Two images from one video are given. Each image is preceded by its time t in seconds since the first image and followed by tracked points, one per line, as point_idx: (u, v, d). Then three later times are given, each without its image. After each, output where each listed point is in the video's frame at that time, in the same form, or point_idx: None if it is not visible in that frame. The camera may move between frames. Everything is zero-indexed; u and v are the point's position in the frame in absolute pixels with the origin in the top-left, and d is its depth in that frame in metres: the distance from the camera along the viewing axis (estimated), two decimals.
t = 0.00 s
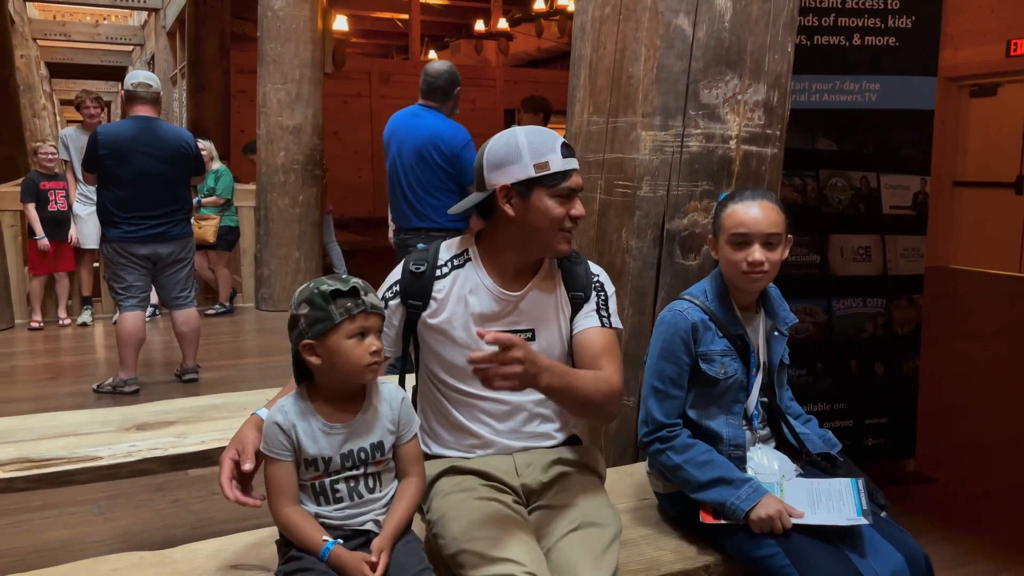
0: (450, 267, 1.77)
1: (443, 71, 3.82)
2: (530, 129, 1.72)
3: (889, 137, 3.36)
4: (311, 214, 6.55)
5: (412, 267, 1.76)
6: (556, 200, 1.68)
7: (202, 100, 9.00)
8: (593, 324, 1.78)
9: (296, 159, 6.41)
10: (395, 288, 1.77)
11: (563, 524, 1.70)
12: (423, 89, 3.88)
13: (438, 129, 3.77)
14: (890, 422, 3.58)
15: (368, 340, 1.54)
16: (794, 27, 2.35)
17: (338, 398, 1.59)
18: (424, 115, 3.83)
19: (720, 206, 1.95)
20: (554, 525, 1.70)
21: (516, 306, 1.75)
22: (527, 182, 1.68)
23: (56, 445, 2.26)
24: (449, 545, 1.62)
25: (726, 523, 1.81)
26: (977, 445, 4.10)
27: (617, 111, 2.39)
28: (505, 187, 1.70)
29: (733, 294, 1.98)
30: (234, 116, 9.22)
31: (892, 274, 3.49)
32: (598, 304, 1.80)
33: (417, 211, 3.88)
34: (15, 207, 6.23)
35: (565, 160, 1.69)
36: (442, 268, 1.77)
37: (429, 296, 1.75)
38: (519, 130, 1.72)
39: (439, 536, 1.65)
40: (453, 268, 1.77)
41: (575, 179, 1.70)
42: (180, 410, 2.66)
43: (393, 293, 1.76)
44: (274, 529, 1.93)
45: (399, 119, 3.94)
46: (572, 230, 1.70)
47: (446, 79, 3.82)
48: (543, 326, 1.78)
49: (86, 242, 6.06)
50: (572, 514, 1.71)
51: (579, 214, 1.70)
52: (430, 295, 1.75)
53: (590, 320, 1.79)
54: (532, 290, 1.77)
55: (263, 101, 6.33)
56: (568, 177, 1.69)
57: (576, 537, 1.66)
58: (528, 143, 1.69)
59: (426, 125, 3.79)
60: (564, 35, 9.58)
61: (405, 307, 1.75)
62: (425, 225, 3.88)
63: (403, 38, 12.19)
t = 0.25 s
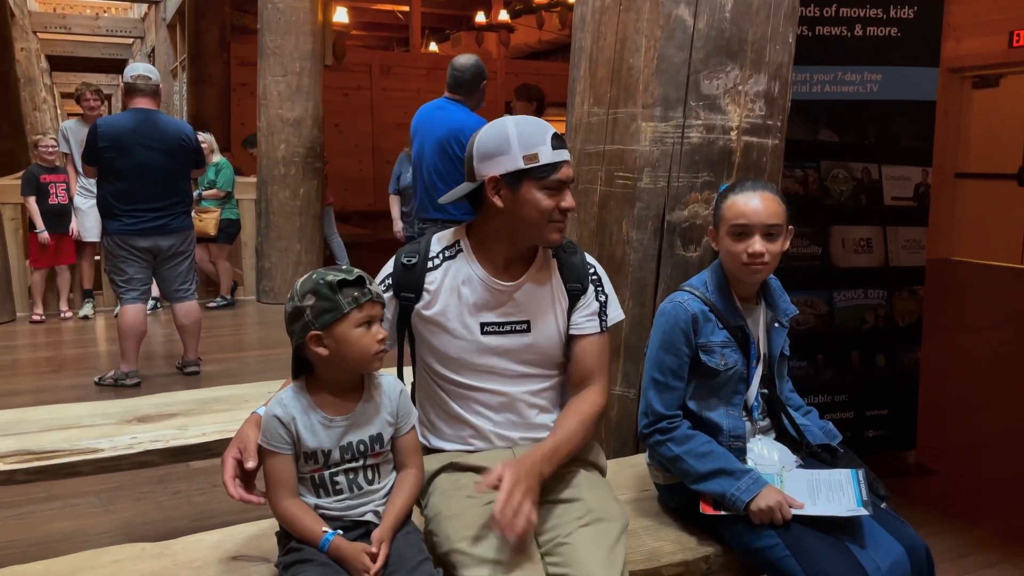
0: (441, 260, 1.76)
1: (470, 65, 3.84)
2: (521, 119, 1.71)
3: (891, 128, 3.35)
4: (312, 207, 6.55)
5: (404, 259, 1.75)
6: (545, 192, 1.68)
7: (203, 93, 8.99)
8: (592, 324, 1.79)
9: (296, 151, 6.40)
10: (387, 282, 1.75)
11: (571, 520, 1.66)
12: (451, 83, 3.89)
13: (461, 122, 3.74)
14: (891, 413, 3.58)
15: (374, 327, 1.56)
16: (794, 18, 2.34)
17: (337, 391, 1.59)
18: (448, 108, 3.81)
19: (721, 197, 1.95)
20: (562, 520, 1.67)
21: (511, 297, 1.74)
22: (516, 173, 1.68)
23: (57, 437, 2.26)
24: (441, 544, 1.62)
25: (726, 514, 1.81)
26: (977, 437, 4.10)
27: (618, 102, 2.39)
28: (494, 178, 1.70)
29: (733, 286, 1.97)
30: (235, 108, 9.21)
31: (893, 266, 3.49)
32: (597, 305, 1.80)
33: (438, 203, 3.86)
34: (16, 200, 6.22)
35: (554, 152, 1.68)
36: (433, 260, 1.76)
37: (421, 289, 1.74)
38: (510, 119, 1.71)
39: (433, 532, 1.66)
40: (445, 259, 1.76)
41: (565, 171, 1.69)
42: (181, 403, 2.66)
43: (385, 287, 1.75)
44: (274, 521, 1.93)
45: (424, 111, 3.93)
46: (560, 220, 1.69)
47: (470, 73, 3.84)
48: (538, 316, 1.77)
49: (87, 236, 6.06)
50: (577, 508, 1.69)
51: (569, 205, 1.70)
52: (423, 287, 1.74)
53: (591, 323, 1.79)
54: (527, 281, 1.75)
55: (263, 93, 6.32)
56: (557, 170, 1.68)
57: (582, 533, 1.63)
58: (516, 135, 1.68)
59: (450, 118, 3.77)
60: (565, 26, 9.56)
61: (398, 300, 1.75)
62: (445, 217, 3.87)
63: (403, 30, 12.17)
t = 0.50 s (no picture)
0: (436, 251, 1.76)
1: (493, 59, 3.84)
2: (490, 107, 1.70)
3: (892, 118, 3.34)
4: (312, 199, 6.53)
5: (400, 252, 1.74)
6: (505, 179, 1.64)
7: (202, 85, 8.97)
8: (591, 316, 1.80)
9: (297, 143, 6.39)
10: (383, 275, 1.75)
11: (575, 510, 1.66)
12: (474, 77, 3.90)
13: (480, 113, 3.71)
14: (892, 404, 3.58)
15: (370, 318, 1.55)
16: (796, 6, 2.33)
17: (337, 381, 1.59)
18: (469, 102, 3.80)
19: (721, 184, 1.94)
20: (566, 510, 1.67)
21: (503, 288, 1.73)
22: (478, 161, 1.67)
23: (58, 428, 2.27)
24: (439, 534, 1.62)
25: (725, 502, 1.81)
26: (978, 426, 4.10)
27: (618, 92, 2.38)
28: (461, 168, 1.70)
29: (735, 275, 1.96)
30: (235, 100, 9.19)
31: (894, 256, 3.48)
32: (598, 296, 1.81)
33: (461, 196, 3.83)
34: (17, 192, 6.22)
35: (511, 137, 1.63)
36: (428, 252, 1.75)
37: (417, 281, 1.73)
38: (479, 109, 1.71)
39: (431, 524, 1.66)
40: (440, 251, 1.76)
41: (525, 156, 1.64)
42: (181, 393, 2.67)
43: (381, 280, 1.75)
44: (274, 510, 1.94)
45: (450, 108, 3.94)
46: (527, 209, 1.64)
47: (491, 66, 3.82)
48: (537, 307, 1.77)
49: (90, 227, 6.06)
50: (581, 499, 1.69)
51: (532, 191, 1.63)
52: (419, 279, 1.74)
53: (590, 315, 1.80)
54: (522, 273, 1.75)
55: (264, 84, 6.31)
56: (513, 154, 1.63)
57: (587, 523, 1.63)
58: (481, 122, 1.66)
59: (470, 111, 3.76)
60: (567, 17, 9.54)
61: (393, 292, 1.73)
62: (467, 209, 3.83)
63: (404, 21, 12.14)
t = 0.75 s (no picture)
0: (424, 247, 1.77)
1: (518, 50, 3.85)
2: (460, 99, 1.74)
3: (894, 108, 3.32)
4: (313, 191, 6.52)
5: (390, 249, 1.76)
6: (469, 165, 1.67)
7: (203, 76, 8.95)
8: (586, 305, 1.79)
9: (297, 134, 6.37)
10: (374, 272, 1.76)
11: (578, 501, 1.67)
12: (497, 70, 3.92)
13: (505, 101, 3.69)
14: (893, 394, 3.58)
15: (368, 310, 1.55)
16: None
17: (336, 372, 1.59)
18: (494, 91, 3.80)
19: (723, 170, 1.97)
20: (569, 500, 1.67)
21: (491, 277, 1.73)
22: (446, 151, 1.71)
23: (59, 419, 2.27)
24: (440, 522, 1.62)
25: (715, 481, 1.82)
26: (978, 417, 4.10)
27: (618, 82, 2.37)
28: (434, 159, 1.76)
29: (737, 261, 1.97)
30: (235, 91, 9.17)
31: (896, 246, 3.47)
32: (591, 285, 1.79)
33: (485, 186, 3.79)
34: (16, 184, 6.21)
35: (472, 123, 1.66)
36: (417, 248, 1.77)
37: (408, 276, 1.74)
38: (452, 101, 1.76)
39: (432, 513, 1.66)
40: (428, 245, 1.77)
41: (486, 141, 1.66)
42: (182, 384, 2.67)
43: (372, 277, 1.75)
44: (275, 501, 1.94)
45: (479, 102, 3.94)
46: (491, 194, 1.65)
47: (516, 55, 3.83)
48: (528, 296, 1.76)
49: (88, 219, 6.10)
50: (583, 490, 1.70)
51: (493, 175, 1.64)
52: (410, 274, 1.75)
53: (585, 304, 1.79)
54: (508, 264, 1.74)
55: (263, 76, 6.30)
56: (473, 141, 1.66)
57: (590, 513, 1.63)
58: (449, 111, 1.71)
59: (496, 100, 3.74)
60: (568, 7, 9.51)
61: (386, 288, 1.75)
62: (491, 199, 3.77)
63: (405, 12, 12.10)
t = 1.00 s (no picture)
0: (414, 239, 1.77)
1: (544, 39, 4.02)
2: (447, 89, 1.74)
3: (896, 98, 3.31)
4: (313, 182, 6.51)
5: (380, 241, 1.76)
6: (455, 155, 1.67)
7: (202, 68, 8.93)
8: (576, 294, 1.78)
9: (297, 126, 6.36)
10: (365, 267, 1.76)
11: (572, 491, 1.67)
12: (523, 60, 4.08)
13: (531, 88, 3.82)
14: (894, 385, 3.57)
15: (367, 302, 1.54)
16: None
17: (335, 363, 1.59)
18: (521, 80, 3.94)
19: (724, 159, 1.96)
20: (564, 490, 1.68)
21: (481, 268, 1.73)
22: (434, 141, 1.71)
23: (60, 411, 2.27)
24: (438, 513, 1.62)
25: (703, 459, 1.84)
26: (979, 407, 4.11)
27: (619, 72, 2.36)
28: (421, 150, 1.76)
29: (735, 251, 1.97)
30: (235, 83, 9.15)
31: (897, 237, 3.47)
32: (582, 273, 1.79)
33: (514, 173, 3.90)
34: (17, 176, 6.20)
35: (458, 113, 1.66)
36: (407, 241, 1.77)
37: (399, 269, 1.75)
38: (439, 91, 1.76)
39: (430, 504, 1.66)
40: (417, 237, 1.77)
41: (472, 132, 1.66)
42: (184, 376, 2.67)
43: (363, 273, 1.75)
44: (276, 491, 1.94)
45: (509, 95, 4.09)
46: (477, 185, 1.65)
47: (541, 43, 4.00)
48: (518, 286, 1.76)
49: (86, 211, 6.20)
50: (578, 479, 1.70)
51: (479, 165, 1.64)
52: (400, 267, 1.75)
53: (576, 294, 1.78)
54: (497, 254, 1.74)
55: (263, 67, 6.29)
56: (460, 131, 1.66)
57: (584, 502, 1.64)
58: (436, 101, 1.71)
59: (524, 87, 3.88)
60: None
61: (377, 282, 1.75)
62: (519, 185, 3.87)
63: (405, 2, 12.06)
